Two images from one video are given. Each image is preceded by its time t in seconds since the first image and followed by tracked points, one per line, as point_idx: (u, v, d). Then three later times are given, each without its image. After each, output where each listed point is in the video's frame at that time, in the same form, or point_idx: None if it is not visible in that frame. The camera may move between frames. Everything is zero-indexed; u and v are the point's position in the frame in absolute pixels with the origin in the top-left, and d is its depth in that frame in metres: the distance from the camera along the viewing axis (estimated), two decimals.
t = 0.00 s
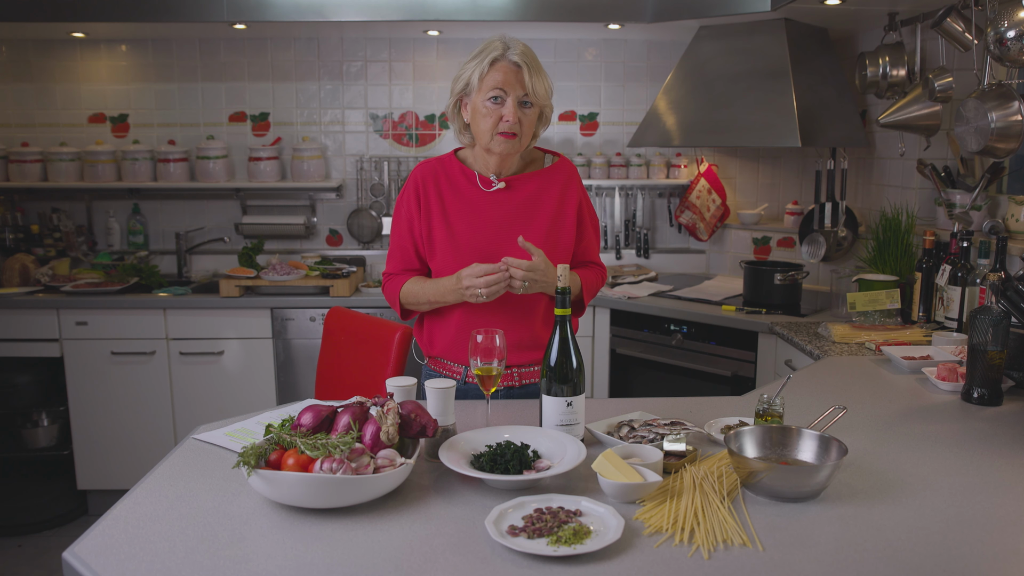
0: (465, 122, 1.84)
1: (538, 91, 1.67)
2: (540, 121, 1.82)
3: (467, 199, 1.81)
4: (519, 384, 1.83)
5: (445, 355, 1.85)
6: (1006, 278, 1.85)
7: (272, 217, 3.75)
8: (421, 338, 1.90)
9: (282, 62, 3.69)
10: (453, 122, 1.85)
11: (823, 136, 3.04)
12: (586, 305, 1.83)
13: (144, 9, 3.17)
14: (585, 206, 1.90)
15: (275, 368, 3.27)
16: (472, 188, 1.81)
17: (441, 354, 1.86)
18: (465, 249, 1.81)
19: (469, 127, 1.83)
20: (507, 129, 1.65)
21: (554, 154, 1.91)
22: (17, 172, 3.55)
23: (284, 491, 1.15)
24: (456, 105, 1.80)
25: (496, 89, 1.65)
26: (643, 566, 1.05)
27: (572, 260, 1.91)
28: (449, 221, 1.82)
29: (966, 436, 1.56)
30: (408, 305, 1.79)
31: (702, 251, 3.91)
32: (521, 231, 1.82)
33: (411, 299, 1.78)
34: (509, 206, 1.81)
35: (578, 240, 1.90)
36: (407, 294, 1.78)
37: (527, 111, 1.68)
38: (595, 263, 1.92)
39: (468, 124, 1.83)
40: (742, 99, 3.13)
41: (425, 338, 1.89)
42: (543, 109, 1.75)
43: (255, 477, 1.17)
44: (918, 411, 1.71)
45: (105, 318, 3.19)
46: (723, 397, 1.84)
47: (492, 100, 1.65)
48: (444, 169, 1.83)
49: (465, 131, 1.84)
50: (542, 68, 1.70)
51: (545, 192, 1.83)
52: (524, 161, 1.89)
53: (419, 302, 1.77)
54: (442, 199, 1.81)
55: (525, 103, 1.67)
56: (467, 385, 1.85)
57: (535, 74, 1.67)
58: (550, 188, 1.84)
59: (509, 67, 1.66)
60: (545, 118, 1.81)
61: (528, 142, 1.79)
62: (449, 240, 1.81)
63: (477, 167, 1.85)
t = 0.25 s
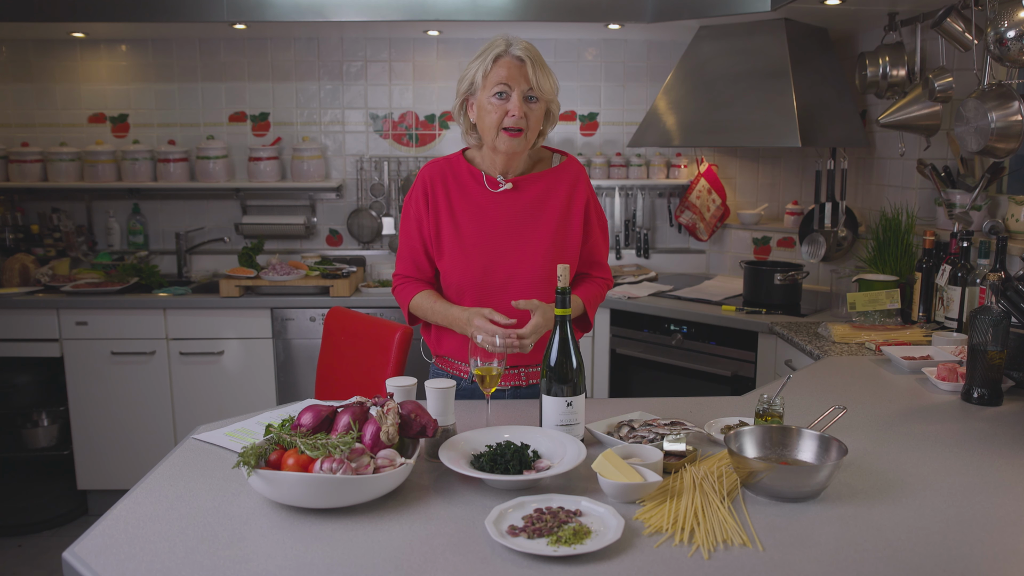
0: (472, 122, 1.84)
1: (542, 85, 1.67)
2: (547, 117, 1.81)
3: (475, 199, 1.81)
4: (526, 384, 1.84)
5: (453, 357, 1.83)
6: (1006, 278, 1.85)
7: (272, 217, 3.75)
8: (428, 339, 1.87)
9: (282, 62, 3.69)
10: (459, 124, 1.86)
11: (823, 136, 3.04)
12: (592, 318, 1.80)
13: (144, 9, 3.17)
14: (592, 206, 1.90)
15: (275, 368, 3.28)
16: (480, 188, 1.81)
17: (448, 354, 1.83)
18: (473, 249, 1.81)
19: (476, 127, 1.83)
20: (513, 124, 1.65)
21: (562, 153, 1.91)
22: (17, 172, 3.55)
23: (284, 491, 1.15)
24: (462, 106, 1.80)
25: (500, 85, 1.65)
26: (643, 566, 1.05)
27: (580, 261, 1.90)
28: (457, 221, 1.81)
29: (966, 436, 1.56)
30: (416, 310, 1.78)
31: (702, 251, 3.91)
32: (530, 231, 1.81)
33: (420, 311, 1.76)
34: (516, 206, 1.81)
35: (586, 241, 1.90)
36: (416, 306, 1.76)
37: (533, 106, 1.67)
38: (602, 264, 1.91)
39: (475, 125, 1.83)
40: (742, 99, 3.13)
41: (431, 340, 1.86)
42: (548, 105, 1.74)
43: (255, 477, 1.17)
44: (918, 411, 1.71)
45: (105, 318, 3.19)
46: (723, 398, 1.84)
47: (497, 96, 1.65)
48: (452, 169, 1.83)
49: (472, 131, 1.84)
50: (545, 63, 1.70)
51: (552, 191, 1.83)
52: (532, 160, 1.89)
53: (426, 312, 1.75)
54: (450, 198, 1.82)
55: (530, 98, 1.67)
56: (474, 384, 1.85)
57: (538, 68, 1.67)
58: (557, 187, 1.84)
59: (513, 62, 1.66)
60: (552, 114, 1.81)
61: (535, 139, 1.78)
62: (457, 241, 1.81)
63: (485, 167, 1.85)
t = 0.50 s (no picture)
0: (478, 123, 1.84)
1: (548, 88, 1.67)
2: (553, 117, 1.81)
3: (481, 198, 1.81)
4: (533, 384, 1.83)
5: (459, 357, 1.82)
6: (1006, 279, 1.84)
7: (272, 217, 3.75)
8: (435, 337, 1.86)
9: (282, 62, 3.70)
10: (465, 123, 1.86)
11: (822, 136, 3.04)
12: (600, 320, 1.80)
13: (144, 9, 3.17)
14: (599, 206, 1.89)
15: (275, 368, 3.28)
16: (486, 188, 1.81)
17: (455, 353, 1.82)
18: (479, 249, 1.80)
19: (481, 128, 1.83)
20: (518, 128, 1.65)
21: (569, 152, 1.92)
22: (17, 172, 3.55)
23: (284, 491, 1.15)
24: (467, 106, 1.80)
25: (505, 88, 1.65)
26: (643, 566, 1.05)
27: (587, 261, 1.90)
28: (463, 221, 1.82)
29: (966, 436, 1.56)
30: (421, 309, 1.78)
31: (702, 251, 3.91)
32: (535, 231, 1.81)
33: (425, 311, 1.76)
34: (522, 205, 1.81)
35: (592, 241, 1.89)
36: (422, 306, 1.76)
37: (538, 108, 1.67)
38: (609, 264, 1.91)
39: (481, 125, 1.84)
40: (742, 99, 3.13)
41: (437, 339, 1.85)
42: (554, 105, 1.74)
43: (255, 477, 1.17)
44: (918, 411, 1.71)
45: (105, 318, 3.19)
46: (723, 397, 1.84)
47: (503, 99, 1.65)
48: (458, 169, 1.84)
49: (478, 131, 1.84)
50: (551, 64, 1.69)
51: (558, 191, 1.83)
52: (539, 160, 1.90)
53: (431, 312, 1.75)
54: (456, 198, 1.82)
55: (536, 100, 1.67)
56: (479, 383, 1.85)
57: (544, 71, 1.66)
58: (563, 186, 1.83)
59: (517, 66, 1.65)
60: (558, 114, 1.81)
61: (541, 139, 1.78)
62: (463, 241, 1.81)
63: (492, 166, 1.86)
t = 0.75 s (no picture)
0: (483, 123, 1.84)
1: (553, 89, 1.67)
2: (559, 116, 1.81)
3: (486, 198, 1.81)
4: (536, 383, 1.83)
5: (463, 357, 1.81)
6: (1006, 278, 1.84)
7: (272, 217, 3.75)
8: (439, 337, 1.86)
9: (282, 62, 3.70)
10: (470, 123, 1.86)
11: (822, 136, 3.04)
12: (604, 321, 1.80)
13: (144, 9, 3.17)
14: (604, 206, 1.89)
15: (274, 367, 3.28)
16: (491, 188, 1.81)
17: (459, 352, 1.82)
18: (484, 249, 1.81)
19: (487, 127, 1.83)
20: (523, 129, 1.64)
21: (574, 152, 1.90)
22: (17, 172, 3.55)
23: (283, 490, 1.15)
24: (473, 105, 1.80)
25: (511, 89, 1.64)
26: (643, 566, 1.05)
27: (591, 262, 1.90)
28: (469, 220, 1.82)
29: (966, 436, 1.56)
30: (426, 309, 1.78)
31: (702, 251, 3.91)
32: (541, 232, 1.81)
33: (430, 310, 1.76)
34: (528, 206, 1.81)
35: (597, 241, 1.90)
36: (427, 305, 1.76)
37: (543, 110, 1.68)
38: (614, 264, 1.91)
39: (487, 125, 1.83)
40: (742, 99, 3.13)
41: (441, 338, 1.85)
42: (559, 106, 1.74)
43: (255, 477, 1.17)
44: (918, 411, 1.71)
45: (105, 318, 3.19)
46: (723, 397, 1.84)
47: (508, 100, 1.65)
48: (464, 168, 1.83)
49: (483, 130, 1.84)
50: (557, 65, 1.69)
51: (564, 191, 1.83)
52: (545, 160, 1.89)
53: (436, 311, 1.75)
54: (461, 198, 1.82)
55: (541, 102, 1.67)
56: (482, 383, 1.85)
57: (550, 72, 1.66)
58: (569, 187, 1.84)
59: (523, 67, 1.65)
60: (564, 115, 1.81)
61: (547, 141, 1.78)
62: (468, 241, 1.81)
63: (497, 166, 1.85)
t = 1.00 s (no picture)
0: (486, 124, 1.84)
1: (554, 86, 1.67)
2: (561, 116, 1.81)
3: (488, 198, 1.81)
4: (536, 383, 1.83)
5: (463, 356, 1.81)
6: (1006, 278, 1.85)
7: (272, 217, 3.75)
8: (439, 337, 1.86)
9: (282, 63, 3.70)
10: (473, 126, 1.86)
11: (822, 136, 3.04)
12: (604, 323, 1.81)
13: (143, 9, 3.17)
14: (606, 208, 1.89)
15: (274, 367, 3.28)
16: (493, 188, 1.81)
17: (458, 352, 1.82)
18: (485, 249, 1.81)
19: (489, 128, 1.83)
20: (526, 126, 1.64)
21: (577, 153, 1.92)
22: (17, 172, 3.55)
23: (283, 490, 1.15)
24: (475, 107, 1.80)
25: (512, 86, 1.64)
26: (643, 566, 1.05)
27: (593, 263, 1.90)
28: (470, 220, 1.82)
29: (966, 436, 1.56)
30: (426, 308, 1.78)
31: (702, 251, 3.91)
32: (542, 232, 1.81)
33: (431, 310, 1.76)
34: (529, 206, 1.81)
35: (599, 243, 1.89)
36: (428, 305, 1.77)
37: (546, 106, 1.67)
38: (616, 266, 1.91)
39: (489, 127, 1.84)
40: (742, 99, 3.13)
41: (442, 337, 1.85)
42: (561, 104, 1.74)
43: (255, 477, 1.17)
44: (918, 411, 1.71)
45: (105, 318, 3.19)
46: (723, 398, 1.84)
47: (510, 98, 1.65)
48: (466, 168, 1.84)
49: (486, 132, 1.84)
50: (557, 63, 1.69)
51: (565, 192, 1.83)
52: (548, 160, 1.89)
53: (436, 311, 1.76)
54: (463, 198, 1.82)
55: (543, 99, 1.67)
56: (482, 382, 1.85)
57: (550, 69, 1.66)
58: (571, 188, 1.83)
59: (524, 64, 1.66)
60: (566, 113, 1.81)
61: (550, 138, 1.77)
62: (470, 241, 1.81)
63: (501, 167, 1.84)
